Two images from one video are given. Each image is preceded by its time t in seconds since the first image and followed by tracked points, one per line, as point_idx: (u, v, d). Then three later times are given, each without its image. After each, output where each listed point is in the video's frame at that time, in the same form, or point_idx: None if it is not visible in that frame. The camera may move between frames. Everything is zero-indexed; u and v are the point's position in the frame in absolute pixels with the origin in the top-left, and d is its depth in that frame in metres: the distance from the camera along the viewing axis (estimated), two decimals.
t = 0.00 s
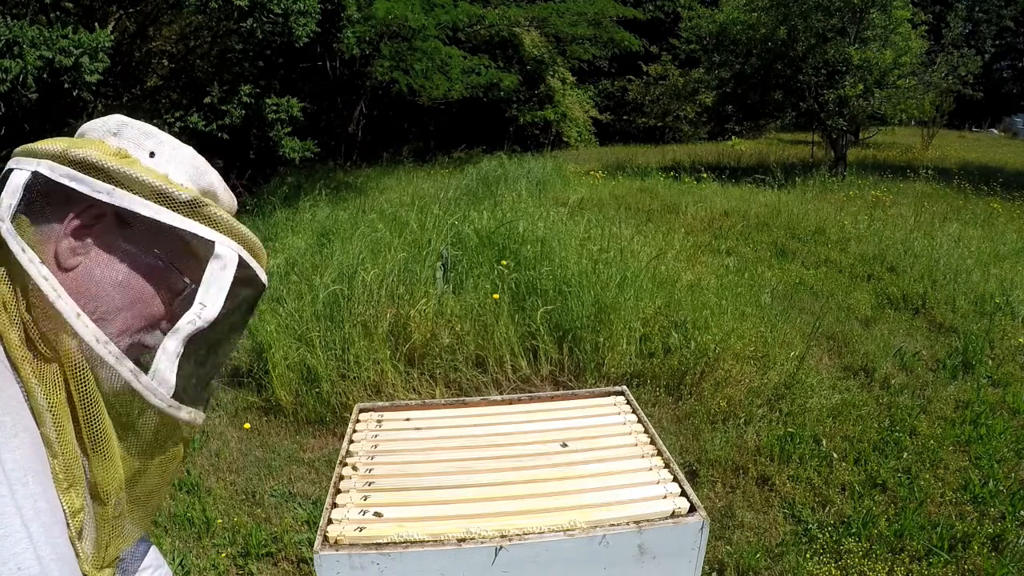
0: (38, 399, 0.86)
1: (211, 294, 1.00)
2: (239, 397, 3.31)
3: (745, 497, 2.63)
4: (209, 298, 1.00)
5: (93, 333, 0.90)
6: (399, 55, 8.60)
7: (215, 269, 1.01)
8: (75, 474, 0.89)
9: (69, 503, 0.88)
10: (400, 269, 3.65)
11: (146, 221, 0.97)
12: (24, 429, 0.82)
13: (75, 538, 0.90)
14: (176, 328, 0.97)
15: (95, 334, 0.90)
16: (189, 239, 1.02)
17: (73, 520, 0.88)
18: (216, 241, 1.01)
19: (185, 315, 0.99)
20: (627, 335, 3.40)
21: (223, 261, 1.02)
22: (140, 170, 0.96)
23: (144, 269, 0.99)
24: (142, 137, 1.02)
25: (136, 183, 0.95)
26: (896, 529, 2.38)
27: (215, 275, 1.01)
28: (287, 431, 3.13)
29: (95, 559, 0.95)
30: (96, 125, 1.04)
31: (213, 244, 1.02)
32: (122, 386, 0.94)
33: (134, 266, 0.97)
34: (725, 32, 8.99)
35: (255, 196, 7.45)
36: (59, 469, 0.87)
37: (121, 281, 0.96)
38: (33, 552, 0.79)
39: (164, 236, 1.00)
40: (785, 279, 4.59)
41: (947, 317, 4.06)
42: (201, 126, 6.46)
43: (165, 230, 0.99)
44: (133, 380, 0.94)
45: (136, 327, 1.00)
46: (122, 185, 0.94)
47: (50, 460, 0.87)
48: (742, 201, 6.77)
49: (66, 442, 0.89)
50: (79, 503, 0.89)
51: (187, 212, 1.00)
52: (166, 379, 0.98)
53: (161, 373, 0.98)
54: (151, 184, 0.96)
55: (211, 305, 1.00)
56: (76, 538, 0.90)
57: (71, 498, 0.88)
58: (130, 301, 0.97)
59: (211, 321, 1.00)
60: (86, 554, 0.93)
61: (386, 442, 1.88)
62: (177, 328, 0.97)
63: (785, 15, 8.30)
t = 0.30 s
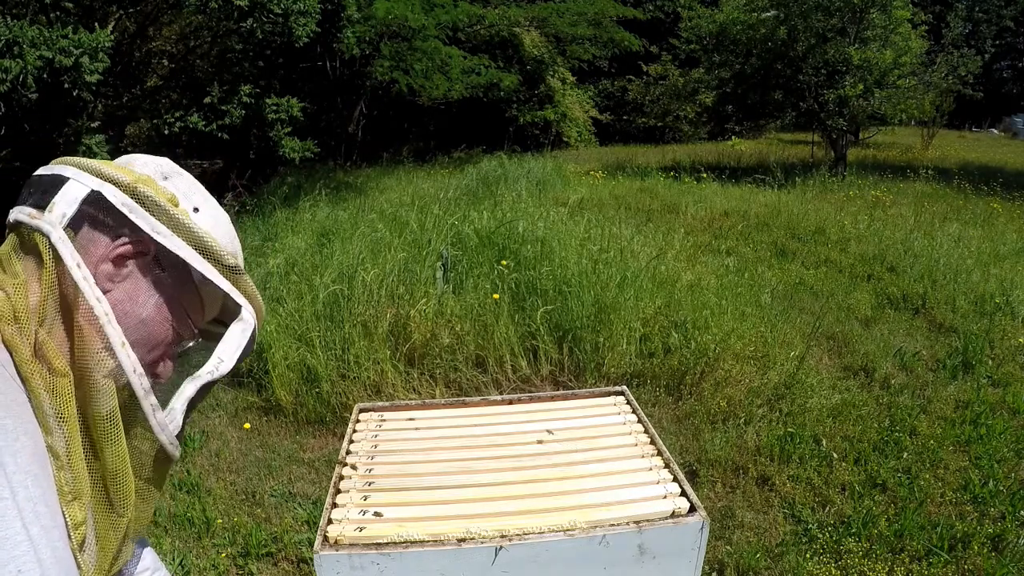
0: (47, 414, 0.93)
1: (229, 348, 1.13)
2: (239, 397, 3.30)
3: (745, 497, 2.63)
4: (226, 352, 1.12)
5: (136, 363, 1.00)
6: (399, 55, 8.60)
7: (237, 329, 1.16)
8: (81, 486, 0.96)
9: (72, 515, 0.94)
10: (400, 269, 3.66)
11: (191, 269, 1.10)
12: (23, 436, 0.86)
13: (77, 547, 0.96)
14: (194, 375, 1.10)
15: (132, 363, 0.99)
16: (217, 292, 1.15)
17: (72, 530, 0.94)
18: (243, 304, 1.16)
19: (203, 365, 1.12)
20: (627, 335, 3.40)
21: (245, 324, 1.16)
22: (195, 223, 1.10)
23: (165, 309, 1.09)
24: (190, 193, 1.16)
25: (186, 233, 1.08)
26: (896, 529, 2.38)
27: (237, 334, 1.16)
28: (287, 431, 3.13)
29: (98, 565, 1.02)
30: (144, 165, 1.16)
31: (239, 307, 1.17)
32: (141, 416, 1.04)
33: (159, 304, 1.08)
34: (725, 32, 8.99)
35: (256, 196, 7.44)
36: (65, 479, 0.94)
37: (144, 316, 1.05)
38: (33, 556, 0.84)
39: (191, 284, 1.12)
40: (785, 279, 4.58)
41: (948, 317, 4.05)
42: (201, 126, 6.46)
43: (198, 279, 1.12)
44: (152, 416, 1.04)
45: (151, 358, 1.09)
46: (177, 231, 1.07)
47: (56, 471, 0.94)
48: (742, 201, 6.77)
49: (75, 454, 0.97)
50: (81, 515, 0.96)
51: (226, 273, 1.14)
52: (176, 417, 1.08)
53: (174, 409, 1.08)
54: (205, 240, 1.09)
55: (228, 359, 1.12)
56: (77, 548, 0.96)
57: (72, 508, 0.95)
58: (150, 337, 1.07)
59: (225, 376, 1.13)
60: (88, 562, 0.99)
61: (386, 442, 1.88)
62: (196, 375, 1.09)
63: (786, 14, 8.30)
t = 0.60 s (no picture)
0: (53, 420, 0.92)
1: (226, 374, 1.14)
2: (239, 397, 3.30)
3: (745, 497, 2.63)
4: (224, 377, 1.13)
5: (145, 384, 1.01)
6: (399, 55, 8.60)
7: (235, 356, 1.16)
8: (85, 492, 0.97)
9: (74, 519, 0.95)
10: (400, 269, 3.66)
11: (197, 296, 1.11)
12: (29, 435, 0.88)
13: (80, 552, 0.96)
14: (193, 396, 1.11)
15: (142, 382, 1.00)
16: (220, 319, 1.15)
17: (76, 533, 0.95)
18: (242, 333, 1.16)
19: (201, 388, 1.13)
20: (627, 335, 3.40)
21: (243, 350, 1.17)
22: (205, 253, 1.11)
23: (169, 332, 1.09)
24: (199, 222, 1.17)
25: (196, 262, 1.09)
26: (896, 529, 2.38)
27: (235, 361, 1.16)
28: (287, 431, 3.12)
29: (101, 566, 1.02)
30: (157, 191, 1.17)
31: (237, 334, 1.17)
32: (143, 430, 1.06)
33: (164, 326, 1.08)
34: (725, 32, 9.00)
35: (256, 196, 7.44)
36: (69, 483, 0.94)
37: (150, 337, 1.06)
38: (39, 550, 0.87)
39: (196, 310, 1.12)
40: (785, 279, 4.58)
41: (947, 317, 4.05)
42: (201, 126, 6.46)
43: (204, 305, 1.12)
44: (153, 433, 1.05)
45: (151, 375, 1.10)
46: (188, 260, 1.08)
47: (61, 475, 0.94)
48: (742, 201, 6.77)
49: (82, 460, 0.97)
50: (84, 519, 0.97)
51: (229, 303, 1.15)
52: (175, 434, 1.11)
53: (174, 427, 1.10)
54: (214, 272, 1.10)
55: (226, 383, 1.13)
56: (81, 552, 0.96)
57: (76, 511, 0.95)
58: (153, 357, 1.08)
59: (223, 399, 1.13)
60: (91, 564, 0.98)
61: (386, 442, 1.88)
62: (194, 397, 1.10)
63: (785, 14, 8.30)
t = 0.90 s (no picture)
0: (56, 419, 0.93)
1: (229, 367, 1.15)
2: (239, 398, 3.30)
3: (745, 497, 2.63)
4: (226, 371, 1.13)
5: (151, 379, 1.02)
6: (399, 55, 8.60)
7: (236, 350, 1.17)
8: (89, 489, 0.96)
9: (79, 517, 0.95)
10: (400, 269, 3.66)
11: (198, 293, 1.11)
12: (34, 432, 0.88)
13: (83, 550, 0.96)
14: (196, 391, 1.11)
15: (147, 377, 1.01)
16: (221, 314, 1.16)
17: (79, 531, 0.95)
18: (242, 327, 1.17)
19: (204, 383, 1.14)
20: (627, 335, 3.40)
21: (245, 345, 1.18)
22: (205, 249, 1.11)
23: (171, 328, 1.09)
24: (198, 219, 1.17)
25: (196, 258, 1.09)
26: (896, 529, 2.38)
27: (237, 355, 1.17)
28: (287, 431, 3.12)
29: (104, 564, 1.01)
30: (155, 189, 1.17)
31: (238, 328, 1.18)
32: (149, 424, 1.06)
33: (166, 322, 1.08)
34: (725, 32, 9.00)
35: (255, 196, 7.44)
36: (72, 481, 0.94)
37: (152, 334, 1.06)
38: (44, 546, 0.87)
39: (197, 306, 1.12)
40: (785, 279, 4.58)
41: (947, 317, 4.06)
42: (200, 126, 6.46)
43: (204, 302, 1.13)
44: (160, 428, 1.06)
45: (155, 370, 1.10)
46: (188, 257, 1.08)
47: (64, 474, 0.93)
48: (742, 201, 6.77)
49: (86, 458, 0.97)
50: (88, 517, 0.96)
51: (230, 299, 1.15)
52: (180, 429, 1.11)
53: (179, 422, 1.10)
54: (215, 268, 1.11)
55: (229, 376, 1.14)
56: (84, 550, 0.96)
57: (79, 510, 0.95)
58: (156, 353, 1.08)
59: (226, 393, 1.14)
60: (94, 562, 0.99)
61: (385, 442, 1.88)
62: (197, 392, 1.11)
63: (785, 14, 8.31)
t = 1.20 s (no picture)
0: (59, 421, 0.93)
1: (234, 366, 1.16)
2: (239, 398, 3.30)
3: (745, 497, 2.63)
4: (233, 370, 1.15)
5: (156, 380, 1.02)
6: (399, 55, 8.60)
7: (243, 348, 1.17)
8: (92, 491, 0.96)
9: (81, 518, 0.95)
10: (400, 269, 3.66)
11: (203, 291, 1.11)
12: (36, 434, 0.87)
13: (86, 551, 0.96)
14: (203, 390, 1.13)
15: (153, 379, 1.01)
16: (226, 312, 1.16)
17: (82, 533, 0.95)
18: (249, 326, 1.17)
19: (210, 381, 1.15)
20: (627, 335, 3.40)
21: (251, 342, 1.18)
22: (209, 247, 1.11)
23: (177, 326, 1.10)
24: (203, 216, 1.16)
25: (201, 256, 1.09)
26: (896, 529, 2.38)
27: (243, 353, 1.17)
28: (287, 431, 3.12)
29: (107, 565, 1.02)
30: (160, 186, 1.17)
31: (244, 326, 1.18)
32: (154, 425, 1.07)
33: (172, 321, 1.08)
34: (725, 32, 9.00)
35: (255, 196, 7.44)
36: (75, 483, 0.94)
37: (157, 333, 1.06)
38: (47, 549, 0.84)
39: (203, 304, 1.13)
40: (785, 279, 4.59)
41: (947, 317, 4.06)
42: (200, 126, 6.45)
43: (210, 300, 1.13)
44: (165, 428, 1.07)
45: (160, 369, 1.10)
46: (192, 255, 1.08)
47: (67, 476, 0.94)
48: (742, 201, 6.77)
49: (89, 459, 0.97)
50: (90, 519, 0.96)
51: (235, 297, 1.15)
52: (186, 428, 1.12)
53: (185, 421, 1.11)
54: (219, 266, 1.10)
55: (234, 375, 1.15)
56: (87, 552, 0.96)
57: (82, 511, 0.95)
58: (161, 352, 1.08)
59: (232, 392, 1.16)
60: (95, 563, 0.99)
61: (385, 442, 1.88)
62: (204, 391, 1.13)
63: (785, 15, 8.31)
